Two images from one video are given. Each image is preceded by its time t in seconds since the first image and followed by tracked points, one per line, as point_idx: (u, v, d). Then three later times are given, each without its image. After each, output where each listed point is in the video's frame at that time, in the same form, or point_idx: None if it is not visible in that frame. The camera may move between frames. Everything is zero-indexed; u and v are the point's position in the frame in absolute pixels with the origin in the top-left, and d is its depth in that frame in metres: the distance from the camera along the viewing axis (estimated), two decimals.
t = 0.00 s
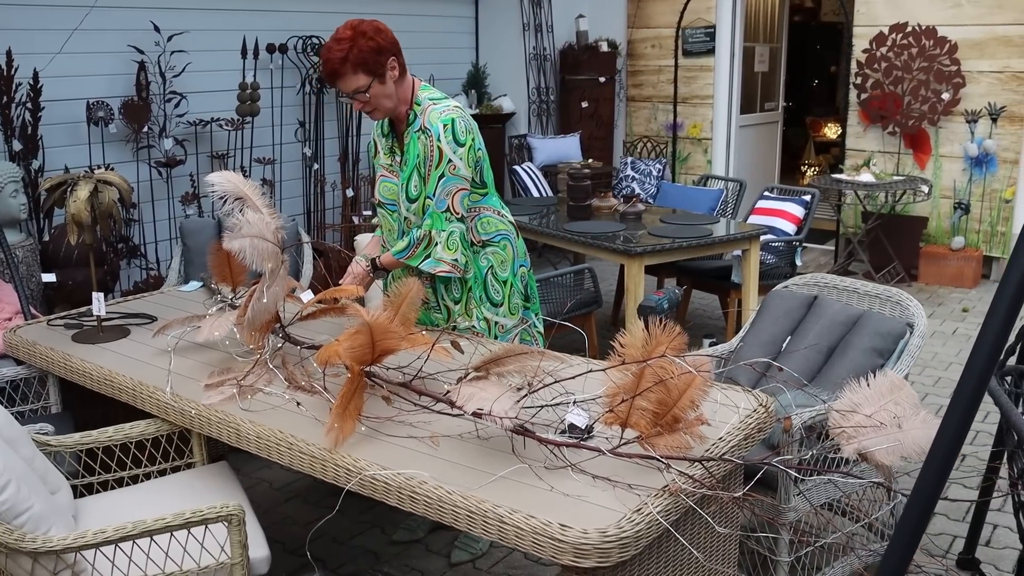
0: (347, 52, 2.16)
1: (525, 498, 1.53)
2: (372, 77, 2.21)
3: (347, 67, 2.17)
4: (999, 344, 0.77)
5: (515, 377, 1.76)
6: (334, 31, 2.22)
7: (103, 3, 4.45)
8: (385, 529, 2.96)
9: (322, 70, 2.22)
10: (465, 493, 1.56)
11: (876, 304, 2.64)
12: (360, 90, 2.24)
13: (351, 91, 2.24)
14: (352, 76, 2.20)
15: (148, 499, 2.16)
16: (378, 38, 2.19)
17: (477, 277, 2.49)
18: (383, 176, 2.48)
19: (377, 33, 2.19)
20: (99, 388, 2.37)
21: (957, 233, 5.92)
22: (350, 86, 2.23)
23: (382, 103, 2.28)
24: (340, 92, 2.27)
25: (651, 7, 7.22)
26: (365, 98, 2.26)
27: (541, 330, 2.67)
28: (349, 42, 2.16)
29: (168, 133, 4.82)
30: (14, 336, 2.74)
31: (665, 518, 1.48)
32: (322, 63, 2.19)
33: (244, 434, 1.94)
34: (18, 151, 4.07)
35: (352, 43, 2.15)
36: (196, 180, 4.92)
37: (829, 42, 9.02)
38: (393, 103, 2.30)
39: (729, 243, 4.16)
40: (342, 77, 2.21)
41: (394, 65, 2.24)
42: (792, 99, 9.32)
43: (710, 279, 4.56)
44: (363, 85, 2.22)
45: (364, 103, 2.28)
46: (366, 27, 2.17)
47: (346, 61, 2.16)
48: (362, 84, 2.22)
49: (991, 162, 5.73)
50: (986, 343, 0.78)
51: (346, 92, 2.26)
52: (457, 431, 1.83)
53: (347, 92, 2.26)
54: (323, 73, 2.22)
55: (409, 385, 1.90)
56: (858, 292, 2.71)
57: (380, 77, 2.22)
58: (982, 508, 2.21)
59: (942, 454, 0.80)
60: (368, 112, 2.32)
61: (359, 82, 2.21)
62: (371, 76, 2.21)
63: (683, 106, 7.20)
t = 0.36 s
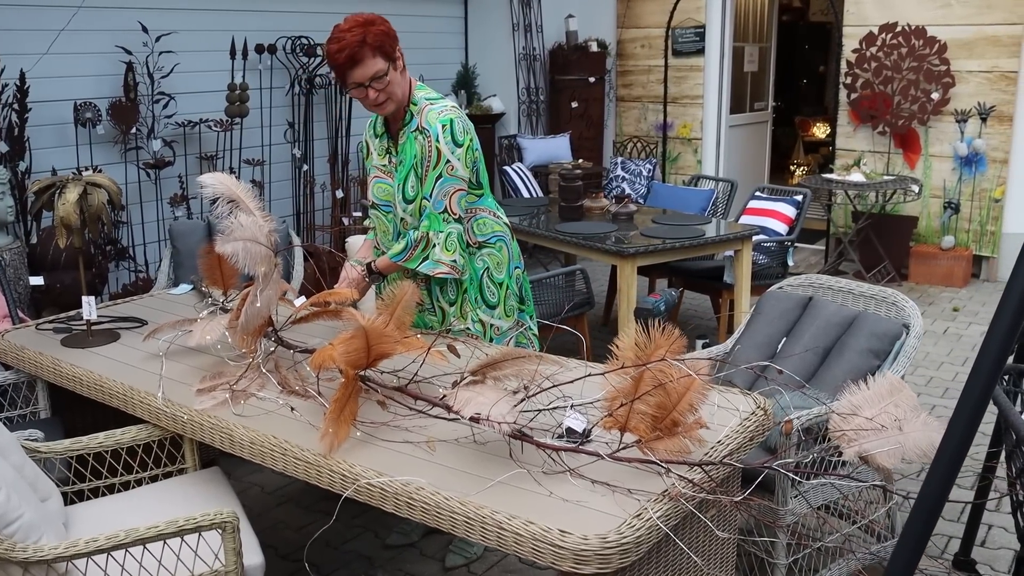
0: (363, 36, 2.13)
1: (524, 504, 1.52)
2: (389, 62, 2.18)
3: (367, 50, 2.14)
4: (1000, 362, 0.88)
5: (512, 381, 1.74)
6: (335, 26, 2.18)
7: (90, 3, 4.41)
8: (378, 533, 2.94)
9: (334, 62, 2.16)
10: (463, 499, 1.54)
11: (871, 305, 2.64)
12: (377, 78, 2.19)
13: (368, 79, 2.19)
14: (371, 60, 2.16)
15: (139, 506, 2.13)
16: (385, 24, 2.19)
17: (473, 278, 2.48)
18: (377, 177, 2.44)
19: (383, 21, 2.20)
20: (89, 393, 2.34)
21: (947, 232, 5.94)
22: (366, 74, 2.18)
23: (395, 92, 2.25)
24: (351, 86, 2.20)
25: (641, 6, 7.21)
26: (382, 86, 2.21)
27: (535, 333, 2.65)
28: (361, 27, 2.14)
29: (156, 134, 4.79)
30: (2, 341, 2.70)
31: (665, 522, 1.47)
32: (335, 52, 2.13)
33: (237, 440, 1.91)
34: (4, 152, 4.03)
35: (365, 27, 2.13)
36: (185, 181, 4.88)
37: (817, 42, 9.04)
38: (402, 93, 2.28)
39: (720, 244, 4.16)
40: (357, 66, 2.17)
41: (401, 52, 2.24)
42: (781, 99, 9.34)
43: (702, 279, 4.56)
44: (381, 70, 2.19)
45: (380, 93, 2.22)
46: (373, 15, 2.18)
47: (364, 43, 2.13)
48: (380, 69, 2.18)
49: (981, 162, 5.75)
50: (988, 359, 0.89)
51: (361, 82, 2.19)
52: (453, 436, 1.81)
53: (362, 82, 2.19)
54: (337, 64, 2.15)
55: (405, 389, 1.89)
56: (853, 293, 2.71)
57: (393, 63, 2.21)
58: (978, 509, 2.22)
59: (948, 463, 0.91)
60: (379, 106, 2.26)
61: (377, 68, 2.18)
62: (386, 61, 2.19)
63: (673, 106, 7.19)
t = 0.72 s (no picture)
0: (369, 27, 2.10)
1: (514, 509, 1.50)
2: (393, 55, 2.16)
3: (375, 40, 2.11)
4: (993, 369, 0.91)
5: (500, 384, 1.73)
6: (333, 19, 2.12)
7: (68, 2, 4.35)
8: (364, 537, 2.91)
9: (340, 53, 2.10)
10: (452, 504, 1.52)
11: (859, 304, 2.65)
12: (380, 72, 2.16)
13: (373, 72, 2.15)
14: (378, 51, 2.13)
15: (121, 514, 2.10)
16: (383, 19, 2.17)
17: (471, 277, 2.42)
18: (368, 181, 2.39)
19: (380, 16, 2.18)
20: (69, 398, 2.30)
21: (929, 231, 5.97)
22: (370, 67, 2.14)
23: (395, 87, 2.22)
24: (355, 79, 2.15)
25: (623, 6, 7.20)
26: (387, 80, 2.17)
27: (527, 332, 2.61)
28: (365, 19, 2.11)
29: (136, 135, 4.73)
30: None
31: (656, 526, 1.46)
32: (343, 42, 2.08)
33: (222, 446, 1.88)
34: None
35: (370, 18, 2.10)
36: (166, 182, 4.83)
37: (798, 41, 9.07)
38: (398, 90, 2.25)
39: (705, 244, 4.16)
40: (362, 59, 2.12)
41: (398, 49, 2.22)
42: (762, 98, 9.36)
43: (688, 279, 4.56)
44: (385, 64, 2.16)
45: (383, 87, 2.18)
46: (372, 9, 2.15)
47: (372, 34, 2.10)
48: (384, 63, 2.15)
49: (962, 161, 5.79)
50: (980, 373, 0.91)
51: (365, 75, 2.15)
52: (441, 440, 1.79)
53: (366, 76, 2.15)
54: (343, 54, 2.10)
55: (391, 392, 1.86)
56: (841, 292, 2.71)
57: (394, 57, 2.19)
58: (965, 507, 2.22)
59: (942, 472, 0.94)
60: (380, 102, 2.22)
61: (383, 61, 2.14)
62: (389, 54, 2.17)
63: (656, 106, 7.18)
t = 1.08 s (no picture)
0: (428, 30, 1.91)
1: (504, 512, 1.48)
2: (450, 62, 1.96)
3: (434, 44, 1.91)
4: (989, 369, 0.91)
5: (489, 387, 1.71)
6: (387, 15, 1.93)
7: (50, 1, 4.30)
8: (352, 541, 2.89)
9: (394, 53, 1.90)
10: (441, 508, 1.50)
11: (847, 304, 2.65)
12: (434, 78, 1.95)
13: (428, 77, 1.94)
14: (437, 56, 1.93)
15: (105, 519, 2.07)
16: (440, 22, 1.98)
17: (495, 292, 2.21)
18: (390, 187, 2.17)
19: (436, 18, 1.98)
20: (52, 402, 2.27)
21: (915, 230, 6.00)
22: (425, 72, 1.93)
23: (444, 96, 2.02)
24: (407, 83, 1.94)
25: (608, 6, 7.19)
26: (441, 88, 1.97)
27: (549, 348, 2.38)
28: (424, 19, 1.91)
29: (120, 136, 4.69)
30: None
31: (648, 529, 1.44)
32: (400, 43, 1.88)
33: (207, 450, 1.86)
34: None
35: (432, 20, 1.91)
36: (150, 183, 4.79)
37: (783, 40, 9.09)
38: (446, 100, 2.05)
39: (692, 244, 4.15)
40: (418, 63, 1.92)
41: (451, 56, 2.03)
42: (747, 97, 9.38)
43: (675, 279, 4.55)
44: (440, 71, 1.96)
45: (436, 95, 1.98)
46: (428, 11, 1.96)
47: (432, 37, 1.90)
48: (440, 69, 1.95)
49: (947, 159, 5.80)
50: (977, 373, 0.92)
51: (418, 80, 1.94)
52: (429, 443, 1.77)
53: (420, 80, 1.94)
54: (399, 55, 1.89)
55: (379, 395, 1.84)
56: (830, 291, 2.71)
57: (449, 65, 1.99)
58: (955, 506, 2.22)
59: (939, 469, 0.95)
60: (428, 110, 2.01)
61: (439, 67, 1.94)
62: (446, 61, 1.97)
63: (642, 105, 7.17)
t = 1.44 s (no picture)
0: (492, 44, 1.77)
1: (488, 517, 1.47)
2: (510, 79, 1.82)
3: (496, 60, 1.77)
4: (980, 367, 0.90)
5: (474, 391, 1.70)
6: (450, 19, 1.79)
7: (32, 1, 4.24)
8: (338, 544, 2.87)
9: (452, 64, 1.77)
10: (427, 513, 1.48)
11: (835, 304, 2.65)
12: (491, 95, 1.81)
13: (484, 94, 1.80)
14: (498, 73, 1.79)
15: (87, 526, 2.04)
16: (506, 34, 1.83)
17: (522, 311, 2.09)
18: (421, 191, 2.04)
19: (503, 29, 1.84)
20: (33, 407, 2.23)
21: (901, 229, 6.02)
22: (483, 89, 1.79)
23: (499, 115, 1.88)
24: (462, 97, 1.81)
25: (594, 6, 7.17)
26: (496, 107, 1.83)
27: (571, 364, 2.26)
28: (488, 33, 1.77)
29: (103, 137, 4.64)
30: None
31: (635, 533, 1.43)
32: (461, 56, 1.75)
33: (190, 455, 1.83)
34: None
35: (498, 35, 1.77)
36: (134, 185, 4.74)
37: (769, 40, 9.11)
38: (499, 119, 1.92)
39: (679, 244, 4.14)
40: (476, 78, 1.78)
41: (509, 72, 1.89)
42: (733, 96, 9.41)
43: (662, 279, 4.54)
44: (499, 89, 1.82)
45: (490, 113, 1.84)
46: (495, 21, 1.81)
47: (495, 53, 1.77)
48: (499, 87, 1.81)
49: (933, 159, 5.83)
50: (967, 372, 0.91)
51: (473, 95, 1.80)
52: (414, 447, 1.76)
53: (475, 96, 1.80)
54: (458, 67, 1.76)
55: (364, 399, 1.82)
56: (818, 292, 2.71)
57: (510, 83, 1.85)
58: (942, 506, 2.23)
59: (928, 470, 0.94)
60: (479, 126, 1.88)
61: (497, 85, 1.80)
62: (507, 79, 1.83)
63: (628, 105, 7.16)
